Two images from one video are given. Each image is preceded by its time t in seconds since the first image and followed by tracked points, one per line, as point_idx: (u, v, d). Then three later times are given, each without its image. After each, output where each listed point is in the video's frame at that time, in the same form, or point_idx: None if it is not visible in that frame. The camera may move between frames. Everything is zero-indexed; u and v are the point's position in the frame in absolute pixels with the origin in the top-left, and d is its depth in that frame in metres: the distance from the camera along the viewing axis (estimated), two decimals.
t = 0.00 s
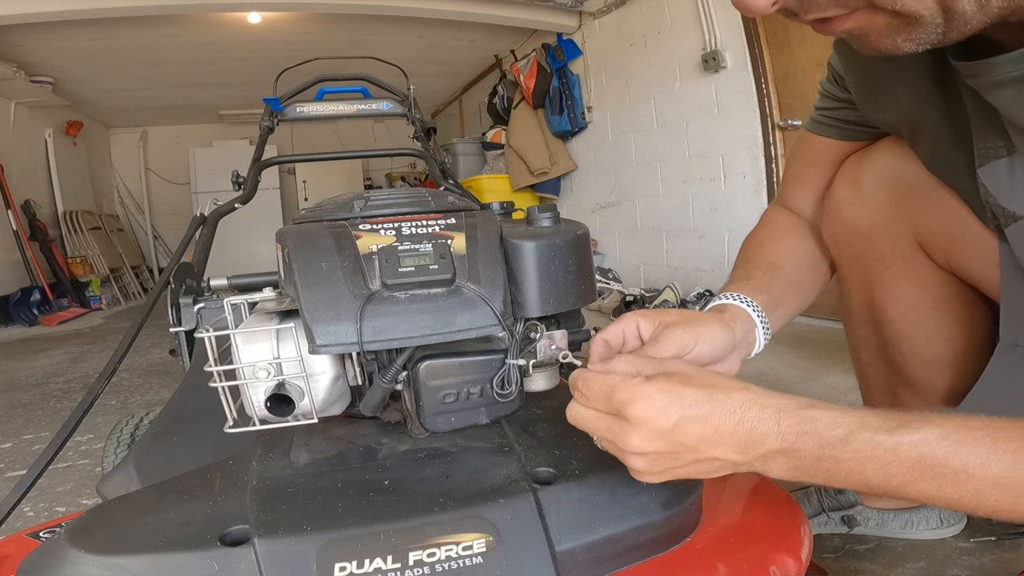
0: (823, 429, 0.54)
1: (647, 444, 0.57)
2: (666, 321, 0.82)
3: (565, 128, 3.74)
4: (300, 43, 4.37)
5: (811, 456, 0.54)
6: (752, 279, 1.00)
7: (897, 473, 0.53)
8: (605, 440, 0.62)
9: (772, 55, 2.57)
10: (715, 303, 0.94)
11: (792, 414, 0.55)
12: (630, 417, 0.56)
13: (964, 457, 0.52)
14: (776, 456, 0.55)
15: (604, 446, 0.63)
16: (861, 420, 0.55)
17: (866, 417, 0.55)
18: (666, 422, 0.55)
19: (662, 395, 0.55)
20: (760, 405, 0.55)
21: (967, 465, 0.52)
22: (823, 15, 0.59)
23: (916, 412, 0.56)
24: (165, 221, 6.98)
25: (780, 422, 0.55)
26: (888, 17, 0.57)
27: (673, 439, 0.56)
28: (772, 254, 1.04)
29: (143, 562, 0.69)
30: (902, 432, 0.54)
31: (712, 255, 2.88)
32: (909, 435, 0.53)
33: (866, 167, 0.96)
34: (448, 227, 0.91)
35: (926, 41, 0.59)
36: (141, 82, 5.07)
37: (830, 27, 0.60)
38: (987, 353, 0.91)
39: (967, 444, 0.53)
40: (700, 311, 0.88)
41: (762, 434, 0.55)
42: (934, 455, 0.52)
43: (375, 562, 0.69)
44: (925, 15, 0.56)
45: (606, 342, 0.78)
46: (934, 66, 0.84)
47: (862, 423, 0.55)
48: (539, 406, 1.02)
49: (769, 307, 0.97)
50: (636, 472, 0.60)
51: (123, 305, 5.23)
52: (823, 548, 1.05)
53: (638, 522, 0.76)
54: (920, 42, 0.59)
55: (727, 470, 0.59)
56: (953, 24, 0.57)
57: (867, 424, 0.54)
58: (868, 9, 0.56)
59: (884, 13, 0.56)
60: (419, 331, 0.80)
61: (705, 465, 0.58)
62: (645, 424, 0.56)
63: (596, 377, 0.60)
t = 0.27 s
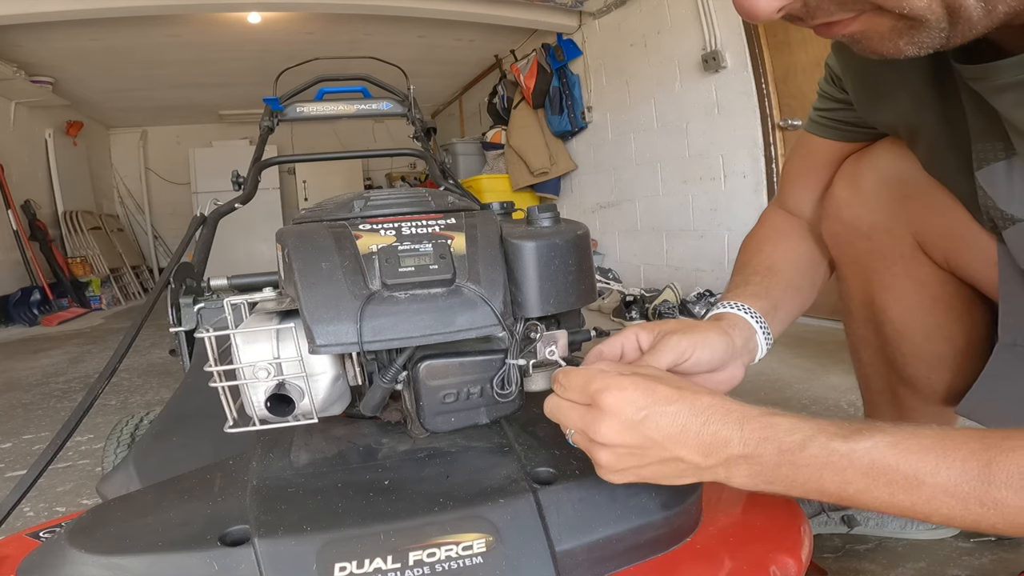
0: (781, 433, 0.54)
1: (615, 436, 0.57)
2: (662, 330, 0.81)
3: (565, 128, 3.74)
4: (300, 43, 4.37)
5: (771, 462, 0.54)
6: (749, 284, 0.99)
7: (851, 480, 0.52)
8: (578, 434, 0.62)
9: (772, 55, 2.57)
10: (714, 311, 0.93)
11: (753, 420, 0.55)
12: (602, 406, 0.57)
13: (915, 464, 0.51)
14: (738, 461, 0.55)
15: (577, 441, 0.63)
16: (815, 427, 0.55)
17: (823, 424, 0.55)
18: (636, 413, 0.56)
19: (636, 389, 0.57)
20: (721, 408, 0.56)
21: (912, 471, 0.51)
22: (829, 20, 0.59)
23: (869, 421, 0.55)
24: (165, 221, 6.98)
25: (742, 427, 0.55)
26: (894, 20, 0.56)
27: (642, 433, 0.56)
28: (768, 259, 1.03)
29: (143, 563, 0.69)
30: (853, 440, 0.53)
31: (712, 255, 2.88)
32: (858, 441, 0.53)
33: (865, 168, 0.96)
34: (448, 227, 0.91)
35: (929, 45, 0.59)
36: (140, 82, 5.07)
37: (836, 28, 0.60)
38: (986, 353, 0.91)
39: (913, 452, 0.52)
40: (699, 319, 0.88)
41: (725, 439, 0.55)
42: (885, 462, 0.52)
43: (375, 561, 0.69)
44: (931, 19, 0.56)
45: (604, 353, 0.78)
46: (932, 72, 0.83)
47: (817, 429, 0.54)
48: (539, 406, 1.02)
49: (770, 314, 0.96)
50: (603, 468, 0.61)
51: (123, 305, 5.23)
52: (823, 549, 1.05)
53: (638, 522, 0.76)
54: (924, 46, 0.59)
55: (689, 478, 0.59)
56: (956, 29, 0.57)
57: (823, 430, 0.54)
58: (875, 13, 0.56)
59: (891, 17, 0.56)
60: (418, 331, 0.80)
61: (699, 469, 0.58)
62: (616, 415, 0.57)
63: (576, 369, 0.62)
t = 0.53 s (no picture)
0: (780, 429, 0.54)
1: (613, 430, 0.58)
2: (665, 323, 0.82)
3: (565, 128, 3.74)
4: (300, 43, 4.36)
5: (767, 458, 0.54)
6: (749, 280, 1.00)
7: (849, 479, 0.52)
8: (578, 429, 0.63)
9: (772, 55, 2.57)
10: (714, 307, 0.93)
11: (750, 417, 0.55)
12: (600, 401, 0.58)
13: (909, 463, 0.51)
14: (735, 457, 0.55)
15: (577, 435, 0.64)
16: (811, 424, 0.55)
17: (820, 422, 0.55)
18: (633, 409, 0.57)
19: (634, 386, 0.58)
20: (718, 404, 0.56)
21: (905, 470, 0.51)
22: (838, 30, 0.54)
23: (864, 419, 0.55)
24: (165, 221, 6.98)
25: (741, 424, 0.55)
26: (910, 33, 0.52)
27: (639, 428, 0.57)
28: (768, 256, 1.03)
29: (143, 562, 0.69)
30: (849, 438, 0.53)
31: (712, 255, 2.88)
32: (855, 439, 0.53)
33: (863, 168, 0.97)
34: (448, 227, 0.91)
35: (944, 59, 0.56)
36: (140, 82, 5.07)
37: (846, 41, 0.56)
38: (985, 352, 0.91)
39: (909, 451, 0.52)
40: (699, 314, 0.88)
41: (722, 435, 0.55)
42: (879, 461, 0.52)
43: (375, 561, 0.69)
44: (950, 32, 0.52)
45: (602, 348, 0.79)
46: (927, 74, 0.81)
47: (812, 427, 0.54)
48: (539, 406, 1.02)
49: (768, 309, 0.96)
50: (602, 463, 0.61)
51: (123, 305, 5.23)
52: (823, 549, 1.05)
53: (638, 522, 0.76)
54: (941, 59, 0.56)
55: (687, 473, 0.59)
56: (973, 42, 0.54)
57: (819, 428, 0.54)
58: (891, 26, 0.52)
59: (908, 31, 0.52)
60: (418, 331, 0.80)
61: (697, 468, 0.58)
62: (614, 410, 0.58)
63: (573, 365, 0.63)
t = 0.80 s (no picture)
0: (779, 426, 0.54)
1: (602, 420, 0.57)
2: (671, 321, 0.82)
3: (565, 128, 3.74)
4: (300, 43, 4.36)
5: (766, 456, 0.54)
6: (754, 276, 1.00)
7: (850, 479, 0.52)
8: (569, 423, 0.63)
9: (772, 55, 2.57)
10: (719, 303, 0.93)
11: (751, 416, 0.55)
12: (589, 389, 0.58)
13: (912, 463, 0.51)
14: (731, 455, 0.55)
15: (569, 428, 0.64)
16: (812, 423, 0.55)
17: (821, 421, 0.55)
18: (622, 397, 0.56)
19: (625, 375, 0.57)
20: (716, 400, 0.56)
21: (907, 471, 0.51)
22: (831, 40, 0.54)
23: (868, 419, 0.55)
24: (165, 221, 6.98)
25: (741, 424, 0.55)
26: (902, 42, 0.52)
27: (628, 417, 0.56)
28: (771, 253, 1.03)
29: (143, 562, 0.68)
30: (850, 437, 0.53)
31: (712, 255, 2.88)
32: (856, 439, 0.53)
33: (866, 168, 0.97)
34: (448, 227, 0.91)
35: (936, 65, 0.56)
36: (140, 82, 5.07)
37: (839, 50, 0.56)
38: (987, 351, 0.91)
39: (914, 452, 0.52)
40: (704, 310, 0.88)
41: (721, 434, 0.55)
42: (881, 461, 0.52)
43: (375, 562, 0.69)
44: (940, 40, 0.52)
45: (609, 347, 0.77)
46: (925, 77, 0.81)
47: (813, 425, 0.54)
48: (539, 406, 1.02)
49: (773, 306, 0.96)
50: (592, 456, 0.61)
51: (123, 305, 5.23)
52: (823, 549, 1.05)
53: (638, 522, 0.76)
54: (931, 65, 0.56)
55: (687, 471, 0.59)
56: (963, 47, 0.54)
57: (821, 426, 0.54)
58: (883, 36, 0.52)
59: (899, 40, 0.52)
60: (418, 331, 0.80)
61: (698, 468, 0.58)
62: (602, 401, 0.57)
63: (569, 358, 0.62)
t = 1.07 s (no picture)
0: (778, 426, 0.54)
1: (597, 419, 0.58)
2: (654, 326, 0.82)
3: (565, 128, 3.74)
4: (300, 43, 4.36)
5: (763, 455, 0.54)
6: (742, 276, 1.00)
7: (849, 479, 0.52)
8: (567, 423, 0.64)
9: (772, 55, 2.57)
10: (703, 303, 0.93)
11: (751, 416, 0.55)
12: (584, 388, 0.59)
13: (911, 462, 0.51)
14: (727, 454, 0.55)
15: (566, 428, 0.64)
16: (811, 422, 0.55)
17: (820, 420, 0.55)
18: (616, 395, 0.57)
19: (621, 374, 0.58)
20: (711, 400, 0.56)
21: (903, 471, 0.51)
22: (819, 42, 0.54)
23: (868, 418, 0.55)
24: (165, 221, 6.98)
25: (739, 424, 0.55)
26: (886, 45, 0.52)
27: (622, 416, 0.57)
28: (763, 254, 1.03)
29: (143, 563, 0.68)
30: (848, 436, 0.53)
31: (712, 255, 2.88)
32: (853, 439, 0.53)
33: (870, 167, 0.97)
34: (448, 227, 0.91)
35: (922, 67, 0.55)
36: (140, 82, 5.07)
37: (825, 52, 0.56)
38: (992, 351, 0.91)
39: (912, 452, 0.51)
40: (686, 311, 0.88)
41: (721, 433, 0.55)
42: (879, 459, 0.52)
43: (375, 561, 0.69)
44: (922, 42, 0.51)
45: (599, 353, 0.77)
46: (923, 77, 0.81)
47: (812, 425, 0.54)
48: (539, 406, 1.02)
49: (760, 307, 0.96)
50: (589, 457, 0.61)
51: (123, 305, 5.23)
52: (823, 549, 1.05)
53: (638, 522, 0.76)
54: (918, 67, 0.55)
55: (688, 472, 0.59)
56: (948, 49, 0.53)
57: (819, 425, 0.54)
58: (866, 38, 0.52)
59: (881, 43, 0.52)
60: (418, 331, 0.80)
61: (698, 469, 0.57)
62: (597, 399, 0.58)
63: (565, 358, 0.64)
